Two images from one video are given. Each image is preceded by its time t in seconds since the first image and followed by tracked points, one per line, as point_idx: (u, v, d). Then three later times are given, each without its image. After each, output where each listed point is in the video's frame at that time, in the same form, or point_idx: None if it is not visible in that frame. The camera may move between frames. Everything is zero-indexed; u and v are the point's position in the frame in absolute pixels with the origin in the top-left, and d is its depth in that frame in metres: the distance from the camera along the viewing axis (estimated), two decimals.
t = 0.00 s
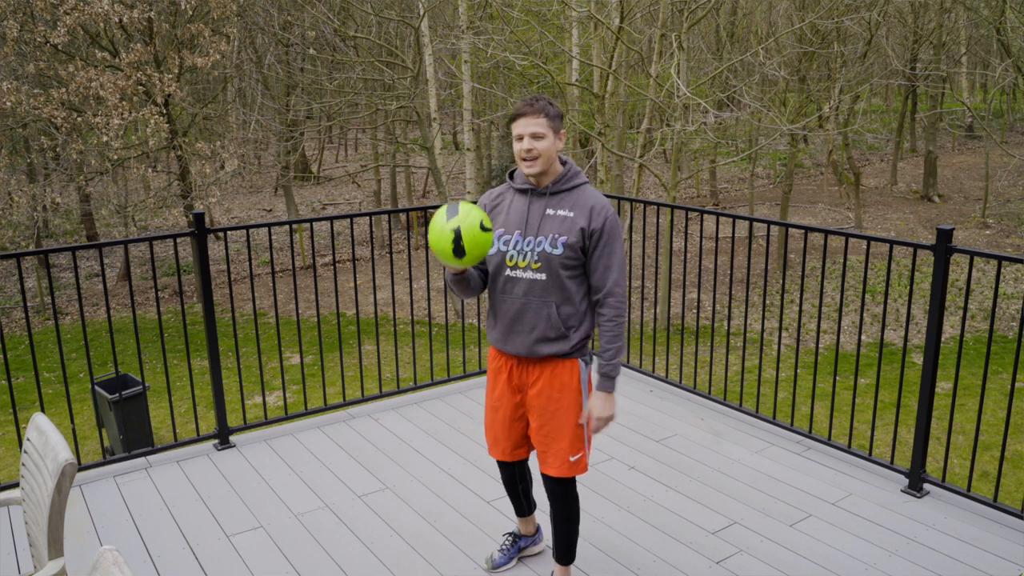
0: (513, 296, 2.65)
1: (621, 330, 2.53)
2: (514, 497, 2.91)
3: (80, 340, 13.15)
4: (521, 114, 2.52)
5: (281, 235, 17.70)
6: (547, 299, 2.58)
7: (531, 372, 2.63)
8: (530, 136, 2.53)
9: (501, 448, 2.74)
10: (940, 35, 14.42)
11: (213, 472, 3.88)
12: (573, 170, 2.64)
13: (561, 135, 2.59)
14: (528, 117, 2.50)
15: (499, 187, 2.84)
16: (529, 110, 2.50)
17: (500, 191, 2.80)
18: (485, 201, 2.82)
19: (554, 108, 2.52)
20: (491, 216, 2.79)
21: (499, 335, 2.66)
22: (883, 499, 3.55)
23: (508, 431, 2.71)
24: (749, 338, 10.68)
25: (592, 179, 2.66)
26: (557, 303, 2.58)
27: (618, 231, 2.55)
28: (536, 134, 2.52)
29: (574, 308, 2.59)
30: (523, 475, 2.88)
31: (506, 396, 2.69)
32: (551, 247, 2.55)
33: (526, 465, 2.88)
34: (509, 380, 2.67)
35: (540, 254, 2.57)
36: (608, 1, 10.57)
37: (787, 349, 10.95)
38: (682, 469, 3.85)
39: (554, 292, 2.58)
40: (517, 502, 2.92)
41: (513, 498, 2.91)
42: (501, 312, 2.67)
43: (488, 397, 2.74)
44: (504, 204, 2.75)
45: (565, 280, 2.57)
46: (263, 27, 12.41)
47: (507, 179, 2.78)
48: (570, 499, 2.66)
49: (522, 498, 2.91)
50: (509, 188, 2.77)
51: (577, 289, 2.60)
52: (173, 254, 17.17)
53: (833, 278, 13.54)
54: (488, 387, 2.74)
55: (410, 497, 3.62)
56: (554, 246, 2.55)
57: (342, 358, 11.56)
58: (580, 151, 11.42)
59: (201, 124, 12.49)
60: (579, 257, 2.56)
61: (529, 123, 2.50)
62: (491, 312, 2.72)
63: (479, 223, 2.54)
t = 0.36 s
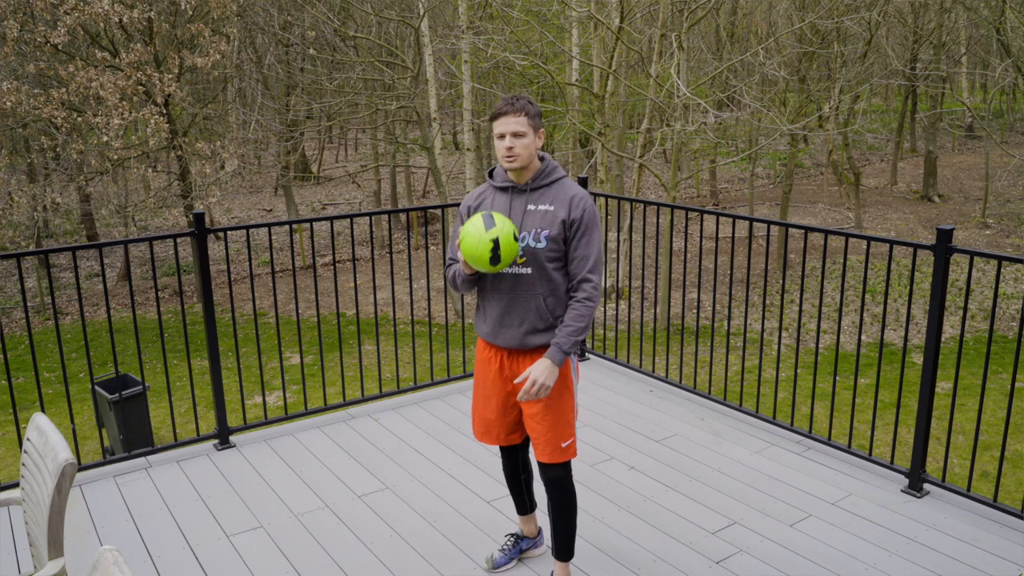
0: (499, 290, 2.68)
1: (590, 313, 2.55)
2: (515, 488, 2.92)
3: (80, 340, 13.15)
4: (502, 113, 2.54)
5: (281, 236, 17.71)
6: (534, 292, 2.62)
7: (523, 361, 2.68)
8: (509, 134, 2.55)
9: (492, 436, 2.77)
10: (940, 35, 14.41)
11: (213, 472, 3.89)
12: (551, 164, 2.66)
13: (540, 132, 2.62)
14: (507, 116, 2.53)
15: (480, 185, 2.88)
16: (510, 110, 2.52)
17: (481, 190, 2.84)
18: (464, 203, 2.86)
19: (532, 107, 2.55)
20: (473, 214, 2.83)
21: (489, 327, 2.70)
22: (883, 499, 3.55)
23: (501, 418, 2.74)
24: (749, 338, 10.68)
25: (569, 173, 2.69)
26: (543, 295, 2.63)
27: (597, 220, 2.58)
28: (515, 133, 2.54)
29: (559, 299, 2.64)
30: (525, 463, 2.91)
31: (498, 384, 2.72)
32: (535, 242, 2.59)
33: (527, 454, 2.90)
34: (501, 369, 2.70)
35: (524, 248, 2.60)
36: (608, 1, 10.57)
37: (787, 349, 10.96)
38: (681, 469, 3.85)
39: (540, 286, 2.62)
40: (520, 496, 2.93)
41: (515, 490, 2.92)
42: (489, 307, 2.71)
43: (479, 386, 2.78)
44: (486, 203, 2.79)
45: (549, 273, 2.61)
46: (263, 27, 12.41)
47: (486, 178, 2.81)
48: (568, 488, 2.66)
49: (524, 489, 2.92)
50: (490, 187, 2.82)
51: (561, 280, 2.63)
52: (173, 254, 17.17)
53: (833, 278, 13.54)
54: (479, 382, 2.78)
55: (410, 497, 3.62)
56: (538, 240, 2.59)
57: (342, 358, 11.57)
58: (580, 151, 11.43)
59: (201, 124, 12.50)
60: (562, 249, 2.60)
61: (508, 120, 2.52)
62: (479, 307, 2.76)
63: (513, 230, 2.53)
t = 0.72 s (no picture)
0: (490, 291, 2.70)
1: (600, 311, 2.58)
2: (514, 479, 2.92)
3: (80, 340, 13.16)
4: (491, 116, 2.55)
5: (281, 236, 17.71)
6: (523, 291, 2.63)
7: (513, 357, 2.67)
8: (498, 136, 2.56)
9: (490, 427, 2.79)
10: (940, 35, 14.41)
11: (213, 472, 3.89)
12: (538, 164, 2.66)
13: (528, 132, 2.62)
14: (496, 117, 2.54)
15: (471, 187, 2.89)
16: (498, 111, 2.53)
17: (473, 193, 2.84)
18: (458, 206, 2.86)
19: (520, 108, 2.56)
20: (464, 214, 2.84)
21: (482, 324, 2.71)
22: (883, 499, 3.55)
23: (496, 410, 2.76)
24: (749, 338, 10.69)
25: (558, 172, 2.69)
26: (532, 293, 2.63)
27: (585, 218, 2.58)
28: (503, 135, 2.56)
29: (549, 296, 2.64)
30: (525, 453, 2.91)
31: (494, 377, 2.74)
32: (523, 242, 2.61)
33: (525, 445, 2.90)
34: (495, 364, 2.72)
35: (512, 248, 2.62)
36: (608, 1, 10.58)
37: (787, 349, 10.96)
38: (681, 469, 3.85)
39: (529, 284, 2.64)
40: (520, 490, 2.93)
41: (515, 483, 2.92)
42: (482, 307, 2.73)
43: (475, 379, 2.80)
44: (476, 204, 2.79)
45: (539, 272, 2.62)
46: (263, 27, 12.41)
47: (476, 178, 2.81)
48: (563, 483, 2.65)
49: (524, 483, 2.92)
50: (480, 187, 2.82)
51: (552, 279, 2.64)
52: (173, 254, 17.18)
53: (833, 278, 13.55)
54: (475, 378, 2.80)
55: (410, 497, 3.62)
56: (525, 240, 2.60)
57: (342, 358, 11.57)
58: (580, 151, 11.45)
59: (201, 124, 12.50)
60: (551, 248, 2.61)
61: (497, 122, 2.54)
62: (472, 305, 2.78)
63: (503, 258, 2.60)
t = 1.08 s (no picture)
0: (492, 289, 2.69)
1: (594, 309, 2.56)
2: (515, 478, 2.92)
3: (80, 340, 13.16)
4: (490, 116, 2.55)
5: (281, 236, 17.71)
6: (525, 288, 2.63)
7: (515, 355, 2.68)
8: (498, 136, 2.56)
9: (491, 425, 2.79)
10: (940, 35, 14.41)
11: (213, 472, 3.89)
12: (538, 163, 2.66)
13: (527, 132, 2.62)
14: (497, 117, 2.54)
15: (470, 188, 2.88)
16: (499, 111, 2.53)
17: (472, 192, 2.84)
18: (457, 206, 2.86)
19: (519, 108, 2.56)
20: (464, 214, 2.83)
21: (483, 323, 2.71)
22: (883, 499, 3.55)
23: (498, 408, 2.76)
24: (749, 338, 10.69)
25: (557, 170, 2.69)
26: (534, 290, 2.63)
27: (585, 215, 2.58)
28: (503, 135, 2.55)
29: (551, 294, 2.64)
30: (526, 452, 2.92)
31: (495, 375, 2.73)
32: (524, 240, 2.61)
33: (525, 444, 2.90)
34: (497, 362, 2.71)
35: (514, 246, 2.62)
36: (608, 1, 10.58)
37: (787, 349, 10.96)
38: (681, 469, 3.85)
39: (531, 281, 2.63)
40: (520, 490, 2.93)
41: (516, 483, 2.92)
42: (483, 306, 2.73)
43: (476, 377, 2.79)
44: (476, 203, 2.79)
45: (541, 270, 2.62)
46: (263, 27, 12.40)
47: (475, 178, 2.81)
48: (566, 479, 2.65)
49: (525, 482, 2.92)
50: (479, 187, 2.81)
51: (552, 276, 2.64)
52: (173, 254, 17.18)
53: (833, 278, 13.55)
54: (475, 376, 2.80)
55: (410, 497, 3.62)
56: (527, 239, 2.60)
57: (342, 358, 11.57)
58: (580, 151, 11.46)
59: (201, 124, 12.50)
60: (551, 245, 2.61)
61: (498, 122, 2.54)
62: (473, 304, 2.78)
63: (503, 257, 2.60)
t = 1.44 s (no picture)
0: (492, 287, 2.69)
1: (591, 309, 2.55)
2: (515, 479, 2.92)
3: (80, 340, 13.16)
4: (494, 114, 2.55)
5: (281, 236, 17.71)
6: (525, 287, 2.63)
7: (514, 355, 2.68)
8: (501, 135, 2.56)
9: (490, 425, 2.79)
10: (940, 35, 14.41)
11: (214, 472, 3.89)
12: (539, 163, 2.67)
13: (530, 132, 2.63)
14: (500, 116, 2.54)
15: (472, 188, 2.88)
16: (503, 110, 2.54)
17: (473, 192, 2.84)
18: (458, 206, 2.85)
19: (523, 108, 2.56)
20: (465, 214, 2.83)
21: (484, 322, 2.71)
22: (883, 499, 3.55)
23: (498, 408, 2.76)
24: (749, 338, 10.69)
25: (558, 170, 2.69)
26: (534, 290, 2.63)
27: (586, 215, 2.58)
28: (506, 134, 2.56)
29: (551, 293, 2.64)
30: (525, 453, 2.92)
31: (495, 375, 2.74)
32: (525, 239, 2.61)
33: (524, 444, 2.90)
34: (497, 363, 2.71)
35: (515, 245, 2.62)
36: (608, 1, 10.59)
37: (787, 350, 10.96)
38: (681, 469, 3.85)
39: (531, 281, 2.63)
40: (520, 491, 2.93)
41: (516, 483, 2.92)
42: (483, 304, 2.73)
43: (476, 377, 2.79)
44: (478, 203, 2.79)
45: (541, 270, 2.62)
46: (263, 27, 12.40)
47: (477, 178, 2.81)
48: (565, 479, 2.65)
49: (525, 483, 2.92)
50: (480, 187, 2.81)
51: (553, 276, 2.64)
52: (173, 254, 17.18)
53: (833, 278, 13.55)
54: (475, 376, 2.80)
55: (410, 497, 3.62)
56: (528, 238, 2.60)
57: (342, 358, 11.57)
58: (580, 151, 11.47)
59: (201, 124, 12.49)
60: (552, 244, 2.61)
61: (502, 120, 2.54)
62: (473, 304, 2.78)
63: (504, 257, 2.60)
